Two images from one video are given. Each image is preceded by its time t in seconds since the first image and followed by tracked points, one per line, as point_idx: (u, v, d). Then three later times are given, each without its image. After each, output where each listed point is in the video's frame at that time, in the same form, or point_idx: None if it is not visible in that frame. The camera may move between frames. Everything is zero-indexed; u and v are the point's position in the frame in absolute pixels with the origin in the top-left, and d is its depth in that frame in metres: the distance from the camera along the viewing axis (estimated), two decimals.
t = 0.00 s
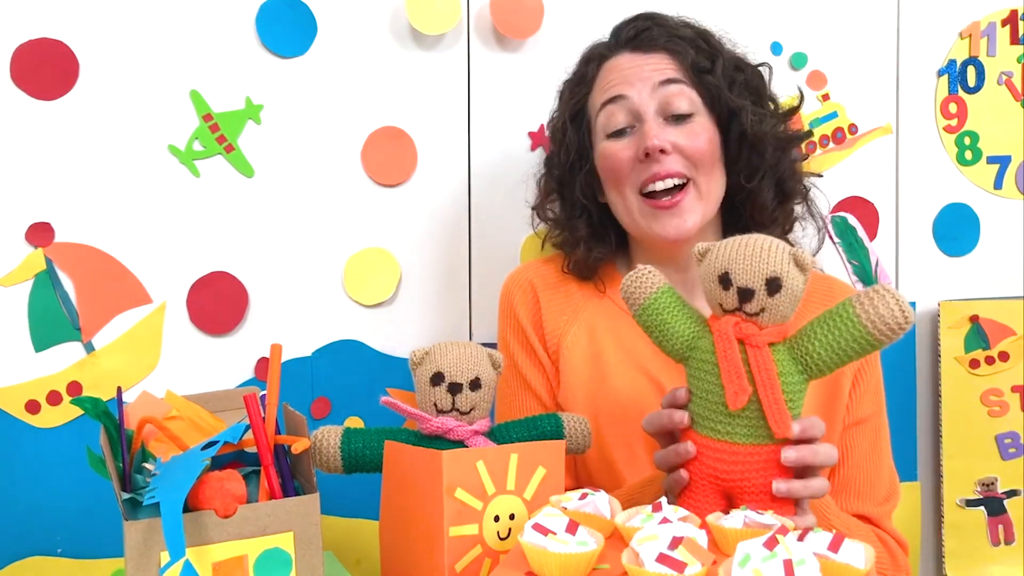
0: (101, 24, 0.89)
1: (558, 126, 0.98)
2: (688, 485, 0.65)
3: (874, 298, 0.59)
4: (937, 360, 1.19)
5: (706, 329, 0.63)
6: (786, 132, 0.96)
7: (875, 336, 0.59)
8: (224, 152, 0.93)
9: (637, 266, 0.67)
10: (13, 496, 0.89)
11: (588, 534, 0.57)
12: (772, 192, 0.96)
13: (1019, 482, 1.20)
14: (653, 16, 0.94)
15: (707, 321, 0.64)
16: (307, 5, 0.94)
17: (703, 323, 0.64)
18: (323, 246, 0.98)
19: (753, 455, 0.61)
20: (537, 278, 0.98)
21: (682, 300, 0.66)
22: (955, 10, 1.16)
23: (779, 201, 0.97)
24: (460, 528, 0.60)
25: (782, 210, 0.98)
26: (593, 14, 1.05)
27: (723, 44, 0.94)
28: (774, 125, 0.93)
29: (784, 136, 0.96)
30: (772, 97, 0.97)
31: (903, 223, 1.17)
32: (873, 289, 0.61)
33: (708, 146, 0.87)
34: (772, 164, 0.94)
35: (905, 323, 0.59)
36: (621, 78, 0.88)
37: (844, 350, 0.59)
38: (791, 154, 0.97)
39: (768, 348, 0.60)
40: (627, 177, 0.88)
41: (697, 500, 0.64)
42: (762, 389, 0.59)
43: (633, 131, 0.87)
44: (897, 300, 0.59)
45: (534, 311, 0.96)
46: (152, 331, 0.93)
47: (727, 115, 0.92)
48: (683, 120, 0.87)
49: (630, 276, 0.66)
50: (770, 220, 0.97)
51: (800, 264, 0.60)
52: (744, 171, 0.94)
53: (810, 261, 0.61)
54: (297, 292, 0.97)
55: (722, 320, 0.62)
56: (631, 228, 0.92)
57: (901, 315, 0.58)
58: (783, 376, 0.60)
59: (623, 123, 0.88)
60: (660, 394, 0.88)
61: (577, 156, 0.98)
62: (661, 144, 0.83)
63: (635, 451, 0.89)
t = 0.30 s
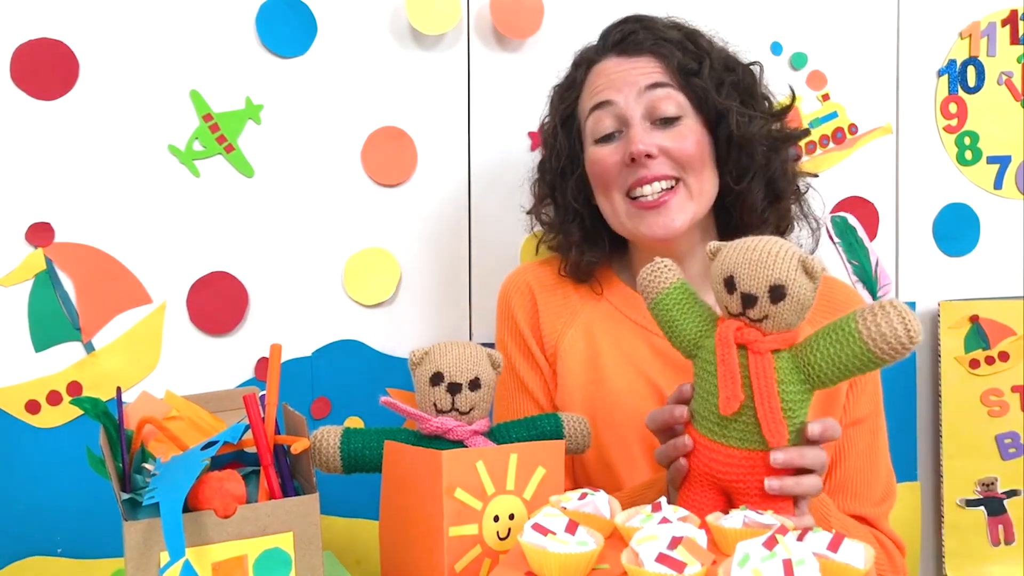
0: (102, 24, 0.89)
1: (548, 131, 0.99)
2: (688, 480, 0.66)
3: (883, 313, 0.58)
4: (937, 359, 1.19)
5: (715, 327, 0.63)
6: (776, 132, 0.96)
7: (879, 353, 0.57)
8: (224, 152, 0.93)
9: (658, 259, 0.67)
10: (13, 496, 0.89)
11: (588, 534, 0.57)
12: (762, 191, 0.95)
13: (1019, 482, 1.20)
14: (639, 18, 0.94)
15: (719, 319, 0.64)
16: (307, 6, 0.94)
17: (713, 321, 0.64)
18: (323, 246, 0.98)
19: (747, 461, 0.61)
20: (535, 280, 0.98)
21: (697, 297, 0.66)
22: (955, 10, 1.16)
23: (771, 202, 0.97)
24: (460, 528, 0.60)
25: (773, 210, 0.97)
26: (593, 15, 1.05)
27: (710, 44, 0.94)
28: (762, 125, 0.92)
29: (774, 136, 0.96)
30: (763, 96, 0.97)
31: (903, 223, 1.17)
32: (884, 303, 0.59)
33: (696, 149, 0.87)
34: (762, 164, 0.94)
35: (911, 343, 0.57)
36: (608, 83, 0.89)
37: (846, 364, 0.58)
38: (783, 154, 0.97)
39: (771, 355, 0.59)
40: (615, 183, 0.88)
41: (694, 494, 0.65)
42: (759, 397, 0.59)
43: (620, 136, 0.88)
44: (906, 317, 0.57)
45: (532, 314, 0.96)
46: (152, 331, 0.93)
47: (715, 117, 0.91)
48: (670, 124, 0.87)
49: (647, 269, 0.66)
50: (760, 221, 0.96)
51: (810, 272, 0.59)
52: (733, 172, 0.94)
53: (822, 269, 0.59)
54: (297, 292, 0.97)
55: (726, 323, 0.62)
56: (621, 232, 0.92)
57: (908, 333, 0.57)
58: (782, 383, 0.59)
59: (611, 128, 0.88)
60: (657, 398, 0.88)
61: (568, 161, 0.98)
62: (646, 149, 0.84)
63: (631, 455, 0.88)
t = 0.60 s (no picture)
0: (102, 24, 0.89)
1: (548, 131, 0.98)
2: (694, 480, 0.66)
3: (895, 318, 0.58)
4: (937, 359, 1.19)
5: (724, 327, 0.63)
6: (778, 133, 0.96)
7: (890, 358, 0.57)
8: (224, 152, 0.93)
9: (666, 260, 0.67)
10: (13, 496, 0.89)
11: (588, 534, 0.57)
12: (764, 193, 0.95)
13: (1019, 482, 1.20)
14: (641, 19, 0.93)
15: (729, 320, 0.64)
16: (307, 6, 0.94)
17: (723, 320, 0.64)
18: (323, 246, 0.98)
19: (756, 461, 0.61)
20: (534, 282, 0.98)
21: (708, 298, 0.65)
22: (955, 10, 1.16)
23: (772, 204, 0.98)
24: (460, 528, 0.60)
25: (773, 213, 0.97)
26: (593, 15, 1.05)
27: (711, 44, 0.93)
28: (764, 129, 0.92)
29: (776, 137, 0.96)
30: (764, 97, 0.97)
31: (903, 223, 1.17)
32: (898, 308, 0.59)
33: (698, 152, 0.87)
34: (763, 166, 0.94)
35: (923, 349, 0.57)
36: (609, 85, 0.88)
37: (856, 368, 0.58)
38: (783, 156, 0.97)
39: (781, 356, 0.59)
40: (618, 186, 0.88)
41: (700, 495, 0.65)
42: (769, 397, 0.59)
43: (622, 139, 0.87)
44: (919, 323, 0.57)
45: (531, 315, 0.96)
46: (152, 331, 0.93)
47: (717, 121, 0.91)
48: (673, 127, 0.87)
49: (657, 270, 0.66)
50: (760, 223, 0.97)
51: (822, 273, 0.59)
52: (734, 175, 0.94)
53: (835, 269, 0.59)
54: (297, 292, 0.97)
55: (737, 323, 0.62)
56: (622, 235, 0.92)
57: (919, 339, 0.56)
58: (791, 384, 0.59)
59: (613, 131, 0.88)
60: (657, 400, 0.88)
61: (568, 162, 0.98)
62: (650, 153, 0.83)
63: (631, 456, 0.88)
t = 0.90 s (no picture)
0: (102, 24, 0.89)
1: (557, 127, 0.98)
2: (693, 483, 0.65)
3: (881, 298, 0.59)
4: (937, 359, 1.19)
5: (710, 327, 0.64)
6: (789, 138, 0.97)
7: (881, 337, 0.58)
8: (224, 152, 0.93)
9: (642, 266, 0.67)
10: (13, 496, 0.89)
11: (588, 534, 0.57)
12: (771, 197, 0.95)
13: (1019, 482, 1.20)
14: (656, 19, 0.93)
15: (713, 319, 0.64)
16: (307, 6, 0.94)
17: (708, 321, 0.64)
18: (323, 246, 0.98)
19: (760, 456, 0.61)
20: (534, 282, 0.98)
21: (689, 300, 0.65)
22: (955, 10, 1.16)
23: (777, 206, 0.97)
24: (460, 528, 0.60)
25: (779, 215, 0.97)
26: (594, 14, 1.05)
27: (726, 47, 0.93)
28: (775, 134, 0.93)
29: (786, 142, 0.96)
30: (774, 100, 0.97)
31: (903, 223, 1.17)
32: (882, 288, 0.60)
33: (708, 154, 0.87)
34: (771, 169, 0.94)
35: (911, 324, 0.58)
36: (622, 84, 0.88)
37: (849, 350, 0.59)
38: (791, 159, 0.97)
39: (773, 348, 0.60)
40: (628, 185, 0.87)
41: (702, 496, 0.64)
42: (768, 391, 0.59)
43: (633, 137, 0.87)
44: (905, 300, 0.58)
45: (531, 315, 0.96)
46: (152, 331, 0.93)
47: (729, 123, 0.92)
48: (684, 128, 0.87)
49: (634, 277, 0.66)
50: (767, 225, 0.97)
51: (805, 262, 0.60)
52: (742, 177, 0.95)
53: (814, 258, 0.60)
54: (297, 292, 0.97)
55: (725, 321, 0.61)
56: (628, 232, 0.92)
57: (908, 315, 0.58)
58: (788, 374, 0.60)
59: (624, 129, 0.87)
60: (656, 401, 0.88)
61: (576, 159, 0.98)
62: (662, 154, 0.83)
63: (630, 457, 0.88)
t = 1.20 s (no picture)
0: (102, 24, 0.89)
1: (558, 128, 0.98)
2: (693, 482, 0.65)
3: (872, 295, 0.59)
4: (937, 359, 1.19)
5: (709, 328, 0.63)
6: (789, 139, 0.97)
7: (876, 334, 0.58)
8: (224, 152, 0.93)
9: (641, 267, 0.67)
10: (13, 496, 0.89)
11: (588, 535, 0.57)
12: (771, 199, 0.95)
13: (1019, 482, 1.20)
14: (659, 20, 0.93)
15: (712, 319, 0.64)
16: (307, 6, 0.94)
17: (706, 322, 0.64)
18: (323, 246, 0.98)
19: (759, 456, 0.61)
20: (534, 280, 0.97)
21: (688, 301, 0.66)
22: (955, 10, 1.16)
23: (778, 209, 0.97)
24: (460, 528, 0.60)
25: (780, 217, 0.97)
26: (594, 15, 1.05)
27: (727, 49, 0.93)
28: (775, 135, 0.93)
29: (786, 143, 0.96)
30: (774, 101, 0.97)
31: (903, 223, 1.17)
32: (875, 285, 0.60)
33: (709, 156, 0.87)
34: (771, 172, 0.94)
35: (906, 320, 0.58)
36: (623, 84, 0.88)
37: (844, 349, 0.59)
38: (791, 162, 0.97)
39: (770, 348, 0.60)
40: (629, 185, 0.87)
41: (701, 496, 0.64)
42: (765, 389, 0.59)
43: (634, 138, 0.87)
44: (898, 295, 0.58)
45: (531, 314, 0.96)
46: (152, 331, 0.93)
47: (729, 125, 0.92)
48: (686, 129, 0.86)
49: (633, 278, 0.66)
50: (767, 227, 0.97)
51: (800, 262, 0.60)
52: (742, 179, 0.95)
53: (809, 256, 0.60)
54: (297, 292, 0.97)
55: (722, 320, 0.62)
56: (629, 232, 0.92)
57: (901, 311, 0.58)
58: (785, 373, 0.60)
59: (625, 129, 0.87)
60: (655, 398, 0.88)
61: (577, 159, 0.98)
62: (664, 155, 0.83)
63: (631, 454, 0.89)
